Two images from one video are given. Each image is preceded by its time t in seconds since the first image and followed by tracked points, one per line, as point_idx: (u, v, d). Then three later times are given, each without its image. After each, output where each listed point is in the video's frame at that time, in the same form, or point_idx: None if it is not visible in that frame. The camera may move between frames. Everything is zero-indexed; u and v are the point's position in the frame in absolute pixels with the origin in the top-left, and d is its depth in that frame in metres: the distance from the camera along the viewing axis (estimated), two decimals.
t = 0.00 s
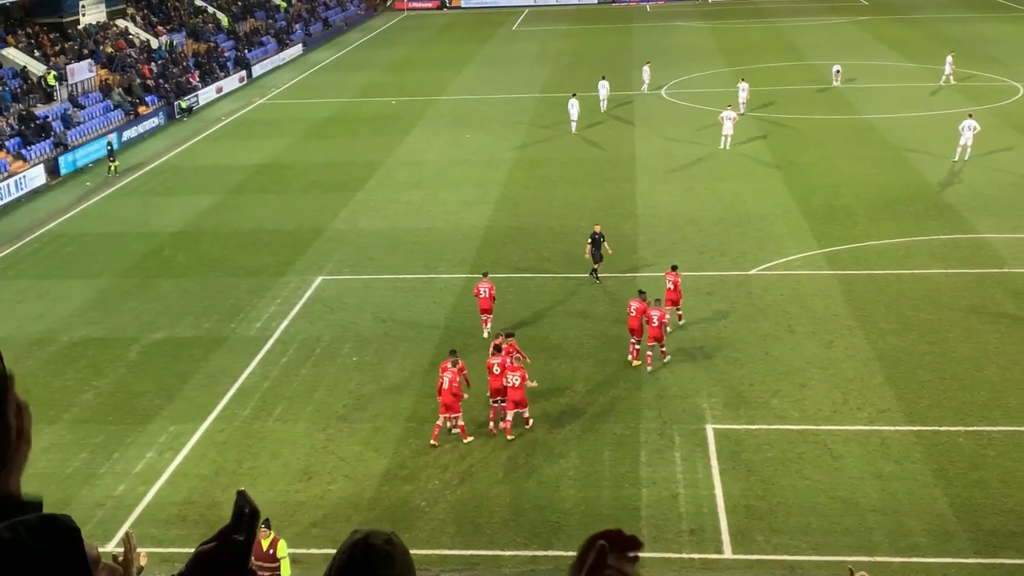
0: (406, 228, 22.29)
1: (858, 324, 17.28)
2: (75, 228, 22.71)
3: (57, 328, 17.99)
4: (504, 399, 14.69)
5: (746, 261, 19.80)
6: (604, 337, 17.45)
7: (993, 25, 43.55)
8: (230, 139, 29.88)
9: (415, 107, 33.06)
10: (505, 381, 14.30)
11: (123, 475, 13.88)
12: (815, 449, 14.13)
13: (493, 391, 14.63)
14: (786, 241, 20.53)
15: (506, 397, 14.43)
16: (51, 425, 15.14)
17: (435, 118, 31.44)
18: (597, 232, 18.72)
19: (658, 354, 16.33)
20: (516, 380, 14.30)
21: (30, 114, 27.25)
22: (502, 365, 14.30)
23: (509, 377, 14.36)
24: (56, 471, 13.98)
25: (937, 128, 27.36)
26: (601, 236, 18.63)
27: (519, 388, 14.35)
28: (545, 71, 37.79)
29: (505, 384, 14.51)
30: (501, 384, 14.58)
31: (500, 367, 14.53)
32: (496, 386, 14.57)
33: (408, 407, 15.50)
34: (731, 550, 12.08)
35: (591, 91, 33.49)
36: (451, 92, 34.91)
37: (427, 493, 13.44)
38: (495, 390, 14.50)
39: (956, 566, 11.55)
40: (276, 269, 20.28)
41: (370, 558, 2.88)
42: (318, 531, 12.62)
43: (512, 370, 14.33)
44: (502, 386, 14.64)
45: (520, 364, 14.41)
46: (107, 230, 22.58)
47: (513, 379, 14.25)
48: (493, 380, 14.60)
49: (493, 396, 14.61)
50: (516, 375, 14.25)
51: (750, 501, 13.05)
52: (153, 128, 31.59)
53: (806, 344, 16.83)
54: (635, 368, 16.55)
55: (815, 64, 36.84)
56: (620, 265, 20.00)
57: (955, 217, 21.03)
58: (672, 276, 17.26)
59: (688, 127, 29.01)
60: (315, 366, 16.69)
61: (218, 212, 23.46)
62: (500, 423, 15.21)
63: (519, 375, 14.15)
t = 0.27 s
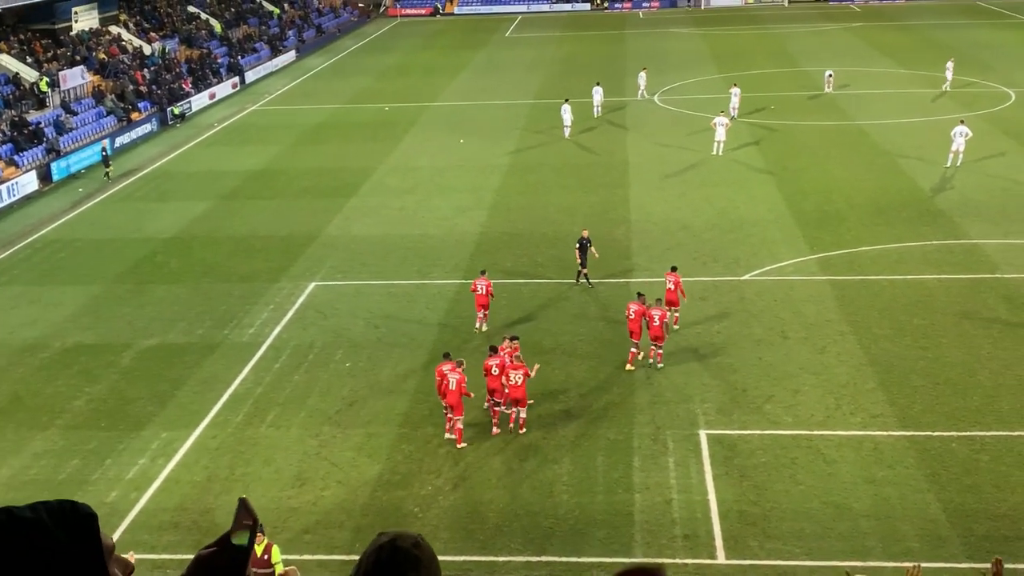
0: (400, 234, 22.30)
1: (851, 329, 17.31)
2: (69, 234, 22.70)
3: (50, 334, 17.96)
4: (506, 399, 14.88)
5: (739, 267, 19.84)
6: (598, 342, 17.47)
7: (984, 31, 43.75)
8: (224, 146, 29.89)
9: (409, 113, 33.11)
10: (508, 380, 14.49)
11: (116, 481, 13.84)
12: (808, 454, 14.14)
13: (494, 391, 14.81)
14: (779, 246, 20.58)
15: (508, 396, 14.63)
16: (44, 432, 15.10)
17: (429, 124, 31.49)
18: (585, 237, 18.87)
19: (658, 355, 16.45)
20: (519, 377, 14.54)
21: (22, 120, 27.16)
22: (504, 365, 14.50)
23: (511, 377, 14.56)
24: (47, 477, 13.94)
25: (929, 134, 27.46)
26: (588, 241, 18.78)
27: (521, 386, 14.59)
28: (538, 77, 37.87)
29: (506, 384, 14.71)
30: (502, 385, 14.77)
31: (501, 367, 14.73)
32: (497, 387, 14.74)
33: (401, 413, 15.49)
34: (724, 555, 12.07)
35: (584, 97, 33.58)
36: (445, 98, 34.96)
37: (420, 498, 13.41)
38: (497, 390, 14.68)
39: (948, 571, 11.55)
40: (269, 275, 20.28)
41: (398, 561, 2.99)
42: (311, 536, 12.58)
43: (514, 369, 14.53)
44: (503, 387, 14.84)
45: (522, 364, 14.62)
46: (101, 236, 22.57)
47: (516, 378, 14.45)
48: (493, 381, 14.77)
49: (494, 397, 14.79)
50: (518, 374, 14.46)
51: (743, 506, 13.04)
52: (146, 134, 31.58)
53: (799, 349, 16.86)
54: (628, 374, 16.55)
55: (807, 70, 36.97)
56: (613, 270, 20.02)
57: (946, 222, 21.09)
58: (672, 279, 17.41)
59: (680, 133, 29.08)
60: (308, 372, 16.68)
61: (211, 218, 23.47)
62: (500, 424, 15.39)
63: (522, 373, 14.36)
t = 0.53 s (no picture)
0: (389, 240, 22.34)
1: (838, 334, 17.39)
2: (58, 241, 22.67)
3: (38, 342, 17.94)
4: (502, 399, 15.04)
5: (728, 272, 19.92)
6: (587, 348, 17.52)
7: (969, 37, 44.06)
8: (213, 152, 29.90)
9: (399, 119, 33.17)
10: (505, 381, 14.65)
11: (104, 489, 13.82)
12: (796, 459, 14.20)
13: (490, 392, 14.96)
14: (767, 251, 20.67)
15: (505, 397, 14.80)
16: (32, 440, 15.06)
17: (419, 130, 31.54)
18: (568, 241, 19.04)
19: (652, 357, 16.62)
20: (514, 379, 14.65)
21: (10, 128, 26.82)
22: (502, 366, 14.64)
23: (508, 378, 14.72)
24: (36, 485, 13.91)
25: (915, 139, 27.61)
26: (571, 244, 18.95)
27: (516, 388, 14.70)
28: (527, 84, 37.99)
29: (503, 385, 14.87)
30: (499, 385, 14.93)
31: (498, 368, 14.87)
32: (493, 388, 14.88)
33: (390, 419, 15.51)
34: (714, 559, 12.11)
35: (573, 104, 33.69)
36: (434, 104, 35.05)
37: (410, 504, 13.43)
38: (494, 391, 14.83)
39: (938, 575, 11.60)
40: (258, 282, 20.29)
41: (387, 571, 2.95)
42: (300, 543, 12.56)
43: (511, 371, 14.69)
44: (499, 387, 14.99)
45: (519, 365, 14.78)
46: (91, 243, 22.54)
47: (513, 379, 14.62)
48: (490, 382, 14.91)
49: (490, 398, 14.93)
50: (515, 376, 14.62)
51: (732, 511, 13.10)
52: (135, 141, 31.57)
53: (787, 354, 16.93)
54: (617, 379, 16.61)
55: (794, 76, 37.17)
56: (602, 276, 20.08)
57: (933, 227, 21.22)
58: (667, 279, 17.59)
59: (668, 139, 29.20)
60: (297, 379, 16.69)
61: (201, 225, 23.46)
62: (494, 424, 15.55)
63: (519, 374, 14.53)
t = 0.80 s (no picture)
0: (378, 246, 22.57)
1: (821, 336, 17.68)
2: (50, 249, 22.84)
3: (30, 349, 18.10)
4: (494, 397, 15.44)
5: (712, 276, 20.21)
6: (574, 351, 17.78)
7: (949, 44, 44.66)
8: (204, 160, 30.10)
9: (388, 126, 33.44)
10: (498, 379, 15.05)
11: (99, 493, 14.00)
12: (781, 459, 14.46)
13: (483, 390, 15.36)
14: (750, 255, 20.97)
15: (498, 394, 15.20)
16: (25, 446, 15.23)
17: (408, 137, 31.81)
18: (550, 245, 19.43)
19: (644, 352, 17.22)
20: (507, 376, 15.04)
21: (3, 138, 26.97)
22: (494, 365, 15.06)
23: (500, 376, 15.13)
24: (29, 490, 14.07)
25: (897, 143, 28.01)
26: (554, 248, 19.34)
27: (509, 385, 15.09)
28: (514, 92, 38.35)
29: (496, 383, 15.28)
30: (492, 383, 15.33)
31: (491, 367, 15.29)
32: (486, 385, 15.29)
33: (381, 423, 15.73)
34: (700, 558, 12.34)
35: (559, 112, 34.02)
36: (422, 112, 35.36)
37: (401, 507, 13.62)
38: (487, 389, 15.23)
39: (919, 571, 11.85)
40: (248, 288, 20.50)
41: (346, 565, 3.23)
42: (292, 546, 12.72)
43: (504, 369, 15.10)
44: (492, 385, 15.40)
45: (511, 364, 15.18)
46: (83, 251, 22.72)
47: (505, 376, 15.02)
48: (483, 380, 15.32)
49: (483, 395, 15.33)
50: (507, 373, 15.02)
51: (718, 510, 13.34)
52: (127, 150, 31.76)
53: (771, 356, 17.21)
54: (604, 382, 16.85)
55: (776, 83, 37.61)
56: (588, 280, 20.35)
57: (913, 230, 21.58)
58: (659, 278, 18.08)
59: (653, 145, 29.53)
60: (288, 384, 16.89)
61: (192, 233, 23.66)
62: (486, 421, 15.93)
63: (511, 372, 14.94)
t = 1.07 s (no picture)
0: (370, 253, 22.96)
1: (803, 338, 18.12)
2: (48, 258, 23.15)
3: (28, 357, 18.40)
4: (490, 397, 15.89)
5: (697, 280, 20.66)
6: (563, 355, 18.17)
7: (926, 52, 45.46)
8: (198, 170, 30.46)
9: (378, 136, 33.87)
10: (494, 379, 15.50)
11: (97, 498, 14.31)
12: (764, 458, 14.86)
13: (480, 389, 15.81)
14: (734, 260, 21.42)
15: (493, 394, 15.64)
16: (25, 452, 15.53)
17: (398, 146, 32.26)
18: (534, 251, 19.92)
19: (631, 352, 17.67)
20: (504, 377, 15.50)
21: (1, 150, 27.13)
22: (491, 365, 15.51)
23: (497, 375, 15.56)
24: (30, 496, 14.38)
25: (878, 149, 28.56)
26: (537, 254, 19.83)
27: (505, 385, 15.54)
28: (501, 101, 38.85)
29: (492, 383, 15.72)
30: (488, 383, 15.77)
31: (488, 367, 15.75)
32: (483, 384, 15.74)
33: (374, 426, 16.08)
34: (686, 556, 12.70)
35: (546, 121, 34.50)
36: (412, 122, 35.81)
37: (394, 508, 13.96)
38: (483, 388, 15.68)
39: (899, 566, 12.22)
40: (243, 296, 20.86)
41: (290, 565, 2.90)
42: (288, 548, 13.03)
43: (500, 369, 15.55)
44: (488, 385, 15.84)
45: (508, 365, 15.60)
46: (80, 260, 23.03)
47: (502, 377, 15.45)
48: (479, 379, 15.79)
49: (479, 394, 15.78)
50: (504, 373, 15.47)
51: (704, 509, 13.71)
52: (122, 161, 32.10)
53: (754, 358, 17.63)
54: (592, 384, 17.25)
55: (757, 91, 38.20)
56: (576, 286, 20.77)
57: (892, 235, 22.07)
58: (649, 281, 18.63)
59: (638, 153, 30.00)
60: (283, 389, 17.24)
61: (186, 241, 23.99)
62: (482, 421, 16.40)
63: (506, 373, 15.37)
